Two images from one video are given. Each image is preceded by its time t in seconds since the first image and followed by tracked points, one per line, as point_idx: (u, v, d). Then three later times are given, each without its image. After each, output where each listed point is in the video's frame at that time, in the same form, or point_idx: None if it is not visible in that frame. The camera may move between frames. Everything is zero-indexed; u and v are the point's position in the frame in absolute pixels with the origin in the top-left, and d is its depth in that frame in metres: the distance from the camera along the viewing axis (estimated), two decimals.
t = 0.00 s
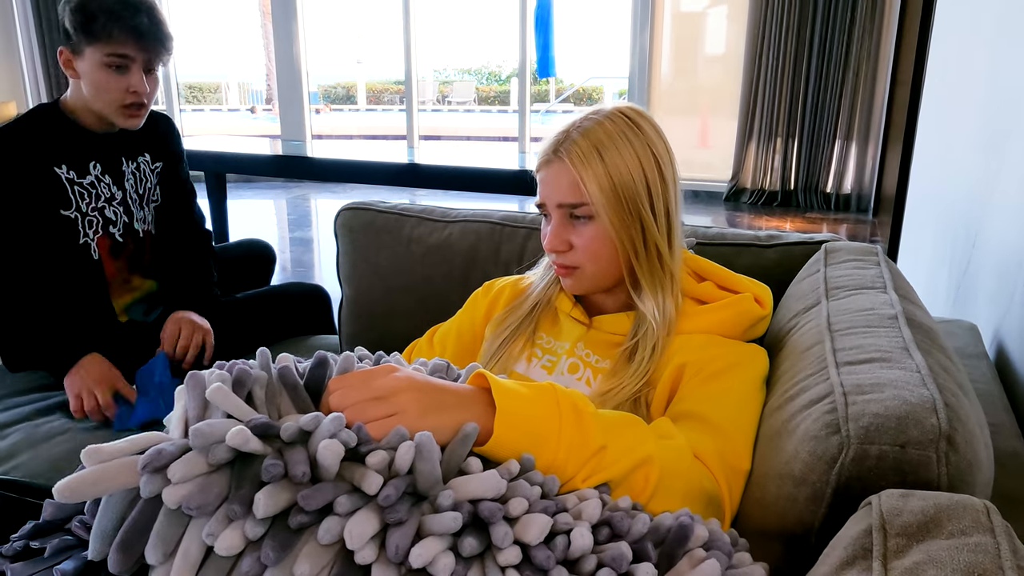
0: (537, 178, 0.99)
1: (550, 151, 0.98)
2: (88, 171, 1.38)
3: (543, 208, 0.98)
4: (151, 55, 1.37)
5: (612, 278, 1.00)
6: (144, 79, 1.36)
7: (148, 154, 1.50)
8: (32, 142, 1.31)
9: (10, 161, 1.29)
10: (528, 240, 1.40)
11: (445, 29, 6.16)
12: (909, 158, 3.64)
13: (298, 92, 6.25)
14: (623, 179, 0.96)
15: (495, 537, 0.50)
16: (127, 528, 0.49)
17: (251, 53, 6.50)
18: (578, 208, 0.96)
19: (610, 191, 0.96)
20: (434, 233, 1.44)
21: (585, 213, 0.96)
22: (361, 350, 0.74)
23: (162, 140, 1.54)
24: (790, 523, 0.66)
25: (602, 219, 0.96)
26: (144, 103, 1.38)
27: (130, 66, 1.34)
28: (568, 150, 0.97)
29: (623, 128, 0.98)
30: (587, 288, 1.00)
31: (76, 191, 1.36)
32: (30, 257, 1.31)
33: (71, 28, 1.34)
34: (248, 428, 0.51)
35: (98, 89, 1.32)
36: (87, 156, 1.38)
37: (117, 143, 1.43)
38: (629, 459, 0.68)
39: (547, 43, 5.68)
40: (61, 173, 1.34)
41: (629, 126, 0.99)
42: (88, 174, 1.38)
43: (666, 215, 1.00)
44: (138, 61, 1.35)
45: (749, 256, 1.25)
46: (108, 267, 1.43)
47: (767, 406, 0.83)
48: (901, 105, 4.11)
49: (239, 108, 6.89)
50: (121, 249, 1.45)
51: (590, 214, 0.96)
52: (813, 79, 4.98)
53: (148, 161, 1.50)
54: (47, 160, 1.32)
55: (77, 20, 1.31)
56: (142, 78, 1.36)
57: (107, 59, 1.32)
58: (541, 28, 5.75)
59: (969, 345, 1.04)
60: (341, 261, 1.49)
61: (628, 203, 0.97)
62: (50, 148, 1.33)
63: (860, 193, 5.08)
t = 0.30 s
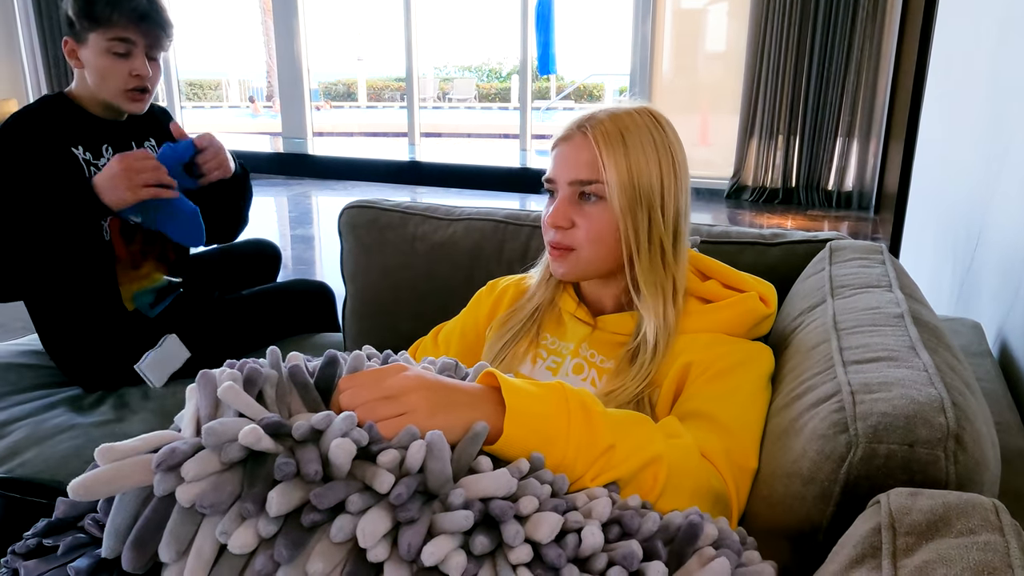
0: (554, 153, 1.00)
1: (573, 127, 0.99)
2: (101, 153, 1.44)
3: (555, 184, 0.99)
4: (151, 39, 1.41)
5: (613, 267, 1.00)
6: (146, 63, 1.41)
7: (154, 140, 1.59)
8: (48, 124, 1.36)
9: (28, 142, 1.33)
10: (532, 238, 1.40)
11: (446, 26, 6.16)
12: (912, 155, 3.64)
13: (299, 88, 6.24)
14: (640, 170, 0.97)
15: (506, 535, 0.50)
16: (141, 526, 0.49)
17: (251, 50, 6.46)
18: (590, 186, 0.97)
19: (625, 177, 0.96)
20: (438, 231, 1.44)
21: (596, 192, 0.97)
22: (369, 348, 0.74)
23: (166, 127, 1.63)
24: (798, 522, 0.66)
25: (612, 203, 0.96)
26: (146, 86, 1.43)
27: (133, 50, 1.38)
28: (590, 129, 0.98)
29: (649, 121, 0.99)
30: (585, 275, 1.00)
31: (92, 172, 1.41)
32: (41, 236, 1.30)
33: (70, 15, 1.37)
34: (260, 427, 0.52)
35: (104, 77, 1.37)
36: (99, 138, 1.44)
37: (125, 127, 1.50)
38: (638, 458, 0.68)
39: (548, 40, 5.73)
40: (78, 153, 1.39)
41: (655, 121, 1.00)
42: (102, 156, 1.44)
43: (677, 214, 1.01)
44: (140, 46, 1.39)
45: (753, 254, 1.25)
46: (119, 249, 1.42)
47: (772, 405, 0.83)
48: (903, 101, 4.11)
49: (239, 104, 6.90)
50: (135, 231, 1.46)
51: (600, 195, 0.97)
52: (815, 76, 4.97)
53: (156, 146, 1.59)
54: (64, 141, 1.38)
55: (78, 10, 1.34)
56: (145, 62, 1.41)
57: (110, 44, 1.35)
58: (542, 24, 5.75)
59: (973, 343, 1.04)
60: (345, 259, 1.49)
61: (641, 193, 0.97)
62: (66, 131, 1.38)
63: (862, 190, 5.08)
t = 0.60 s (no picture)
0: (576, 133, 1.00)
1: (598, 109, 1.00)
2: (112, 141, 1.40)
3: (574, 162, 0.99)
4: (158, 11, 1.36)
5: (625, 253, 1.00)
6: (154, 35, 1.36)
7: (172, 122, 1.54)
8: (58, 113, 1.34)
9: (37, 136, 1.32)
10: (540, 229, 1.40)
11: (452, 16, 6.13)
12: (921, 145, 3.61)
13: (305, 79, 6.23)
14: (661, 155, 0.97)
15: (520, 524, 0.50)
16: (155, 513, 0.49)
17: (256, 40, 6.45)
18: (610, 166, 0.97)
19: (645, 160, 0.96)
20: (446, 221, 1.44)
21: (616, 172, 0.97)
22: (381, 337, 0.74)
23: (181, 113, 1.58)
24: (810, 512, 0.66)
25: (629, 184, 0.96)
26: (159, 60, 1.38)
27: (140, 24, 1.34)
28: (615, 112, 0.98)
29: (675, 110, 1.00)
30: (596, 257, 0.99)
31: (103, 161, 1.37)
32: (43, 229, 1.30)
33: None
34: (273, 415, 0.52)
35: (114, 56, 1.34)
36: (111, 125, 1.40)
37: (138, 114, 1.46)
38: (650, 448, 0.68)
39: (554, 31, 5.75)
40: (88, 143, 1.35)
41: (681, 111, 1.01)
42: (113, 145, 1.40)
43: (694, 204, 1.00)
44: (146, 18, 1.34)
45: (764, 245, 1.24)
46: (128, 237, 1.42)
47: (783, 396, 0.83)
48: (912, 91, 4.07)
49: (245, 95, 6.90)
50: (147, 220, 1.45)
51: (619, 176, 0.97)
52: (823, 67, 4.94)
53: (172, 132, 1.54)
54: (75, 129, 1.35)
55: None
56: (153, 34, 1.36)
57: (115, 20, 1.31)
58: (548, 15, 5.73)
59: (985, 335, 1.03)
60: (353, 249, 1.49)
61: (660, 178, 0.97)
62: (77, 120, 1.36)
63: (870, 180, 5.04)
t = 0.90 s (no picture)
0: (591, 121, 0.99)
1: (615, 97, 0.99)
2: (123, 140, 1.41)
3: (588, 150, 0.99)
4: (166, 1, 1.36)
5: (637, 243, 0.99)
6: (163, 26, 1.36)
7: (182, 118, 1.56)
8: (68, 112, 1.36)
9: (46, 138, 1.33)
10: (550, 222, 1.40)
11: (460, 11, 6.12)
12: (933, 141, 3.58)
13: (314, 74, 6.25)
14: (677, 145, 0.96)
15: (532, 516, 0.49)
16: (168, 504, 0.49)
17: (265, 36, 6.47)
18: (625, 155, 0.96)
19: (660, 149, 0.95)
20: (455, 215, 1.43)
21: (630, 161, 0.96)
22: (391, 330, 0.74)
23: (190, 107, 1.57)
24: (824, 507, 0.65)
25: (644, 173, 0.96)
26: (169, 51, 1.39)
27: (148, 14, 1.34)
28: (632, 100, 0.97)
29: (692, 101, 0.99)
30: (608, 247, 0.98)
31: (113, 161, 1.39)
32: (52, 223, 1.28)
33: None
34: (285, 406, 0.52)
35: (123, 49, 1.34)
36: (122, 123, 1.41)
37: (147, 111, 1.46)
38: (661, 442, 0.68)
39: (564, 25, 5.70)
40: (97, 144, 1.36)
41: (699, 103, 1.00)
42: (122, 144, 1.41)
43: (709, 197, 1.00)
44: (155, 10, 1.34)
45: (775, 239, 1.23)
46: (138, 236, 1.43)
47: (797, 390, 0.82)
48: (924, 86, 4.04)
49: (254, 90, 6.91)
50: (156, 219, 1.46)
51: (633, 165, 0.96)
52: (834, 61, 4.90)
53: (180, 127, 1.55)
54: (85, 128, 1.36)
55: None
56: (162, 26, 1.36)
57: (124, 12, 1.31)
58: (557, 9, 5.72)
59: (1000, 330, 1.02)
60: (362, 243, 1.49)
61: (675, 169, 0.96)
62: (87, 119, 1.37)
63: (881, 175, 5.01)
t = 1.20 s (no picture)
0: (617, 113, 0.98)
1: (641, 90, 0.98)
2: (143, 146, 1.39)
3: (614, 142, 0.97)
4: None
5: (662, 238, 0.98)
6: (183, 19, 1.37)
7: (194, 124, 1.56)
8: (83, 120, 1.35)
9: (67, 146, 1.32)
10: (569, 220, 1.38)
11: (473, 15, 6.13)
12: (951, 144, 3.54)
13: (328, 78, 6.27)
14: (705, 138, 0.95)
15: (562, 506, 0.48)
16: (193, 490, 0.49)
17: (280, 41, 6.52)
18: (651, 146, 0.95)
19: (688, 141, 0.94)
20: (474, 212, 1.43)
21: (657, 153, 0.95)
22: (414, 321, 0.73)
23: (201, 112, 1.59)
24: (858, 502, 0.64)
25: (671, 165, 0.94)
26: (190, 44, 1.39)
27: (167, 9, 1.35)
28: (658, 92, 0.96)
29: (719, 95, 0.98)
30: (634, 240, 0.97)
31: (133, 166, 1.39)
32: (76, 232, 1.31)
33: None
34: (311, 393, 0.51)
35: (146, 43, 1.33)
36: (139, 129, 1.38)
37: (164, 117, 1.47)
38: (690, 435, 0.67)
39: (576, 29, 5.73)
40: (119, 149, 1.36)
41: (725, 96, 0.99)
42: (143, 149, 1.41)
43: (735, 191, 0.98)
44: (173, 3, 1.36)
45: (798, 235, 1.22)
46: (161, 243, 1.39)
47: (826, 386, 0.81)
48: (942, 89, 3.99)
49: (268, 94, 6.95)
50: (178, 226, 1.42)
51: (660, 157, 0.94)
52: (850, 64, 4.86)
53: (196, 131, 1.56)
54: (103, 137, 1.35)
55: None
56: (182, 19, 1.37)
57: (143, 8, 1.33)
58: (571, 12, 5.72)
59: None
60: (380, 240, 1.49)
61: (703, 162, 0.95)
62: (107, 126, 1.36)
63: (898, 179, 4.94)
